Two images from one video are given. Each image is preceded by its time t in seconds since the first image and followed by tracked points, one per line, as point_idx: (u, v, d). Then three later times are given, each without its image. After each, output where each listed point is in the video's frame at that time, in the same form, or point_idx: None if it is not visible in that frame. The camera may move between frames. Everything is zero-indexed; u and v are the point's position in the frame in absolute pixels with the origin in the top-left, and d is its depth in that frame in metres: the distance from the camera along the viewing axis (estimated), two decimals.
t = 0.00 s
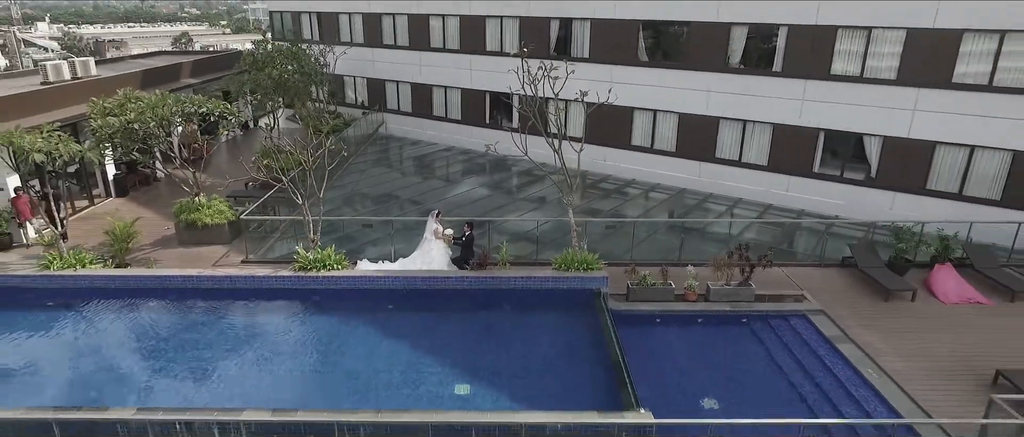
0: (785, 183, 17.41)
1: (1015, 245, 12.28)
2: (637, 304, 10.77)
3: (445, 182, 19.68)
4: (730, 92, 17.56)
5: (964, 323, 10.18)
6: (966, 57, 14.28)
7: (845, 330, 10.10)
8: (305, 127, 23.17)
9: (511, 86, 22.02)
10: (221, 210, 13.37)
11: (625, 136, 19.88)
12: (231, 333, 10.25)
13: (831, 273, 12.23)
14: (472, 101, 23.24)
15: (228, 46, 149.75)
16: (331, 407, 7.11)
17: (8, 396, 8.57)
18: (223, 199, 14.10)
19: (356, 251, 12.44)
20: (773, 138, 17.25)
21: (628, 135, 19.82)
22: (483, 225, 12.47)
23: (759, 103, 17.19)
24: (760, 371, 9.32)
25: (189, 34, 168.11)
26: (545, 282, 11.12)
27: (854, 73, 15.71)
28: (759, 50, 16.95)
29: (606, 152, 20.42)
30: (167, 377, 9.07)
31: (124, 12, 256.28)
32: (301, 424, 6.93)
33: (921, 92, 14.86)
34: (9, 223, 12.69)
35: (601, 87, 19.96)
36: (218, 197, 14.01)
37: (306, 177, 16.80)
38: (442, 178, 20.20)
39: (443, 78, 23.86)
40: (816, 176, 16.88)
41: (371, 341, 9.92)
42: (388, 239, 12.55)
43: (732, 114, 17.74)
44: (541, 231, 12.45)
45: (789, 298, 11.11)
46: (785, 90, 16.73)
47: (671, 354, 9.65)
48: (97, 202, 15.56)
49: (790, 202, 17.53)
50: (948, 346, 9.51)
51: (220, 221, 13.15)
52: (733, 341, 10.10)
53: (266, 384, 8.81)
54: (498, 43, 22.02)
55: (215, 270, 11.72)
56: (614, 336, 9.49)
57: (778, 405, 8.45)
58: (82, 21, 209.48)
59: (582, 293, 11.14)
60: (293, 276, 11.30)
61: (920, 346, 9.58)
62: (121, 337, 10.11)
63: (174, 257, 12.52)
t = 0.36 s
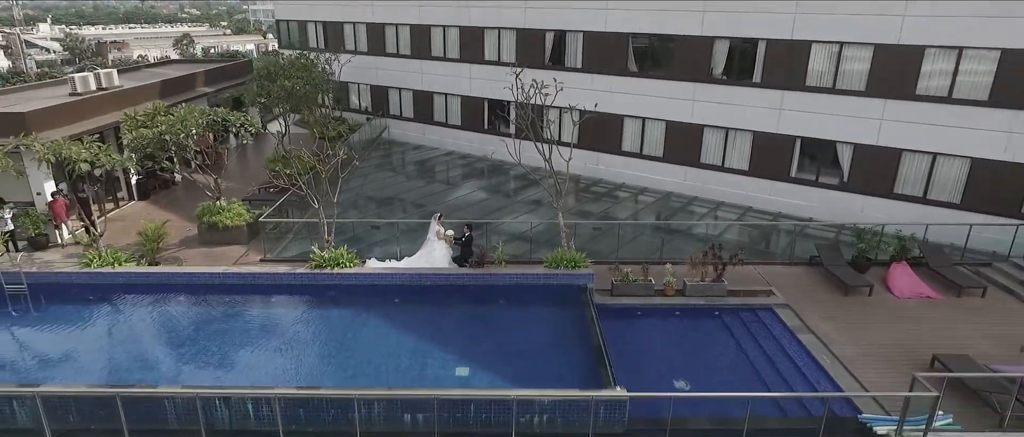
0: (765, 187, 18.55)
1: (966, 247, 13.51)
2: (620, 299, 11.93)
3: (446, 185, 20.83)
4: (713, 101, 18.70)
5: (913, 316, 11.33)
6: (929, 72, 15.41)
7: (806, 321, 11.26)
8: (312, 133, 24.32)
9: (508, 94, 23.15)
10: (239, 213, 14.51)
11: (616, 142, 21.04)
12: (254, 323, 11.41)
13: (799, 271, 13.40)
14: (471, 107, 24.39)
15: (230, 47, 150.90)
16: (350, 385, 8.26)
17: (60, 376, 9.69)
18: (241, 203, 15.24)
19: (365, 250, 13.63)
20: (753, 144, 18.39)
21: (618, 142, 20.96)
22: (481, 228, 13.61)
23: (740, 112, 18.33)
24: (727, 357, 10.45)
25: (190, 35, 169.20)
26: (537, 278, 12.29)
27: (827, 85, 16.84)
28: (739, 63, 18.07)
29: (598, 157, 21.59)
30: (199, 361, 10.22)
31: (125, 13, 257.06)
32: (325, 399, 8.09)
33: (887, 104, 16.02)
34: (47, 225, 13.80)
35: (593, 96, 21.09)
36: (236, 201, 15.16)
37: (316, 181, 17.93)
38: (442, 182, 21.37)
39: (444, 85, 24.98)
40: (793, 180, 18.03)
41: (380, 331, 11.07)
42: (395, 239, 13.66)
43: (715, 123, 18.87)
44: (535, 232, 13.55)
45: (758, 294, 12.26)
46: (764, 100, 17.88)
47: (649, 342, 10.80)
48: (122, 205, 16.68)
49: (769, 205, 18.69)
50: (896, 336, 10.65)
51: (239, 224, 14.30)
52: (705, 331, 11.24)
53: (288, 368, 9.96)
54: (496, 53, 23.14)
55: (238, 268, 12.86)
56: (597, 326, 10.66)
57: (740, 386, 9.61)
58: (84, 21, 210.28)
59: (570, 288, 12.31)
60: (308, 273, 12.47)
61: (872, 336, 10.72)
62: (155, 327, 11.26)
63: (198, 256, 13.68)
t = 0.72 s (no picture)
0: (746, 191, 19.79)
1: (925, 245, 15.18)
2: (607, 294, 13.19)
3: (448, 189, 22.09)
4: (699, 110, 19.92)
5: (871, 309, 12.57)
6: (896, 84, 16.64)
7: (773, 314, 12.52)
8: (321, 139, 25.57)
9: (506, 101, 24.37)
10: (258, 215, 15.70)
11: (608, 148, 22.29)
12: (277, 315, 12.68)
13: (771, 269, 14.65)
14: (472, 114, 25.62)
15: (231, 48, 152.08)
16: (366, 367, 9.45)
17: (110, 360, 10.94)
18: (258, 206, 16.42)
19: (376, 249, 14.92)
20: (736, 151, 19.60)
21: (610, 147, 22.21)
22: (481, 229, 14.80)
23: (724, 120, 19.53)
24: (701, 345, 11.66)
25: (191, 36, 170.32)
26: (532, 276, 13.61)
27: (803, 95, 18.06)
28: (723, 74, 19.28)
29: (591, 162, 22.84)
30: (232, 349, 11.45)
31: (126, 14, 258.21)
32: (347, 379, 9.17)
33: (858, 114, 17.26)
34: (83, 227, 14.95)
35: (586, 104, 22.31)
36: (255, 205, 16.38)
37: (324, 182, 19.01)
38: (444, 185, 22.62)
39: (445, 92, 26.21)
40: (773, 185, 19.24)
41: (391, 321, 12.35)
42: (403, 239, 14.88)
43: (701, 130, 20.07)
44: (530, 232, 14.74)
45: (733, 289, 13.50)
46: (745, 109, 19.10)
47: (632, 332, 12.05)
48: (147, 208, 17.85)
49: (750, 208, 19.92)
50: (853, 326, 11.88)
51: (257, 225, 15.50)
52: (682, 322, 12.49)
53: (310, 354, 11.21)
54: (495, 63, 24.36)
55: (261, 266, 14.15)
56: (585, 317, 11.94)
57: (711, 369, 10.83)
58: (85, 23, 211.40)
59: (562, 284, 13.62)
60: (326, 270, 13.80)
61: (832, 326, 11.95)
62: (189, 318, 12.52)
63: (221, 255, 14.92)
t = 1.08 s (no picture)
0: (730, 194, 21.11)
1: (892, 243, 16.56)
2: (597, 288, 14.53)
3: (451, 191, 23.42)
4: (687, 117, 21.21)
5: (836, 302, 13.91)
6: (866, 95, 17.94)
7: (748, 307, 13.81)
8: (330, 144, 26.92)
9: (506, 108, 25.68)
10: (276, 217, 16.98)
11: (601, 153, 23.62)
12: (299, 308, 13.99)
13: (749, 266, 16.00)
14: (473, 120, 26.95)
15: (233, 49, 153.29)
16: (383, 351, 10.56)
17: (152, 346, 12.21)
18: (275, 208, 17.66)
19: (388, 248, 16.26)
20: (721, 156, 20.92)
21: (604, 153, 23.54)
22: (484, 229, 16.03)
23: (709, 127, 20.84)
24: (681, 333, 12.99)
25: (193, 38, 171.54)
26: (529, 272, 14.97)
27: (782, 105, 19.36)
28: (708, 84, 20.56)
29: (585, 166, 24.18)
30: (260, 337, 12.74)
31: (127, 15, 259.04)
32: (367, 362, 10.31)
33: (832, 122, 18.57)
34: (116, 227, 16.25)
35: (581, 111, 23.62)
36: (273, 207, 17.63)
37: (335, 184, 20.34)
38: (447, 188, 23.95)
39: (448, 99, 27.53)
40: (755, 188, 20.55)
41: (402, 313, 13.67)
42: (412, 239, 16.20)
43: (689, 137, 21.37)
44: (529, 233, 16.02)
45: (712, 284, 14.83)
46: (729, 118, 20.40)
47: (619, 323, 13.35)
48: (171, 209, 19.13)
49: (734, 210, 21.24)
50: (817, 317, 13.22)
51: (275, 225, 16.78)
52: (665, 313, 13.82)
53: (331, 342, 12.51)
54: (495, 72, 25.68)
55: (281, 263, 15.48)
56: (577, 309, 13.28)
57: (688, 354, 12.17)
58: (87, 24, 212.60)
59: (557, 280, 14.96)
60: (342, 267, 15.10)
61: (799, 317, 13.28)
62: (219, 311, 13.83)
63: (244, 253, 16.24)
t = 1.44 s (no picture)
0: (716, 196, 22.51)
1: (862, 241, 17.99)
2: (590, 283, 15.95)
3: (455, 193, 24.82)
4: (676, 124, 22.61)
5: (807, 295, 15.32)
6: (840, 104, 19.34)
7: (726, 299, 15.24)
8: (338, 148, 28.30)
9: (506, 114, 27.10)
10: (295, 217, 18.43)
11: (596, 157, 25.03)
12: (318, 300, 15.36)
13: (729, 263, 17.44)
14: (475, 125, 28.37)
15: (235, 50, 154.74)
16: (399, 337, 11.90)
17: (188, 333, 13.56)
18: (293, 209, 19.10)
19: (398, 245, 17.67)
20: (707, 161, 22.32)
21: (599, 157, 24.95)
22: (486, 229, 17.51)
23: (696, 133, 22.24)
24: (665, 322, 14.42)
25: (195, 39, 172.86)
26: (527, 268, 16.35)
27: (764, 113, 20.76)
28: (696, 93, 21.94)
29: (581, 170, 25.59)
30: (285, 325, 14.09)
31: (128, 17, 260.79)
32: (385, 346, 11.64)
33: (810, 129, 19.97)
34: (147, 227, 17.74)
35: (578, 117, 25.02)
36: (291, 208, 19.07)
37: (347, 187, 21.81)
38: (451, 190, 25.36)
39: (451, 105, 28.94)
40: (739, 190, 21.95)
41: (412, 304, 15.04)
42: (420, 237, 17.61)
43: (678, 142, 22.78)
44: (528, 232, 17.44)
45: (695, 278, 16.25)
46: (715, 125, 21.81)
47: (609, 313, 14.76)
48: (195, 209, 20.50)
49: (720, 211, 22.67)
50: (788, 308, 14.65)
51: (295, 225, 18.22)
52: (651, 305, 15.25)
53: (350, 329, 13.89)
54: (496, 79, 27.08)
55: (301, 260, 16.87)
56: (572, 300, 14.67)
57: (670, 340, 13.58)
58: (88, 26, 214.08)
59: (553, 275, 16.36)
60: (357, 263, 16.50)
61: (772, 308, 14.68)
62: (246, 303, 15.19)
63: (266, 251, 17.64)
